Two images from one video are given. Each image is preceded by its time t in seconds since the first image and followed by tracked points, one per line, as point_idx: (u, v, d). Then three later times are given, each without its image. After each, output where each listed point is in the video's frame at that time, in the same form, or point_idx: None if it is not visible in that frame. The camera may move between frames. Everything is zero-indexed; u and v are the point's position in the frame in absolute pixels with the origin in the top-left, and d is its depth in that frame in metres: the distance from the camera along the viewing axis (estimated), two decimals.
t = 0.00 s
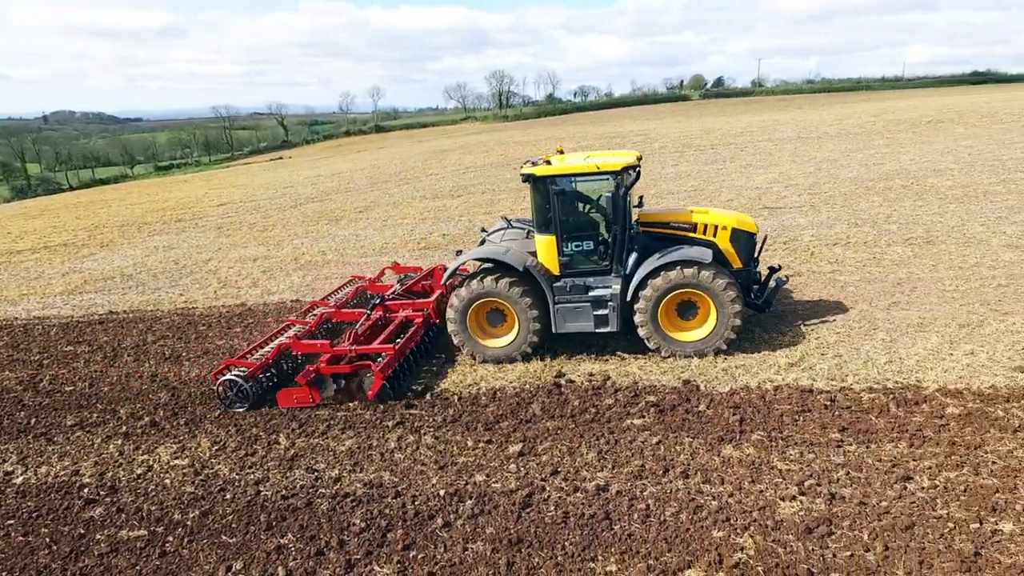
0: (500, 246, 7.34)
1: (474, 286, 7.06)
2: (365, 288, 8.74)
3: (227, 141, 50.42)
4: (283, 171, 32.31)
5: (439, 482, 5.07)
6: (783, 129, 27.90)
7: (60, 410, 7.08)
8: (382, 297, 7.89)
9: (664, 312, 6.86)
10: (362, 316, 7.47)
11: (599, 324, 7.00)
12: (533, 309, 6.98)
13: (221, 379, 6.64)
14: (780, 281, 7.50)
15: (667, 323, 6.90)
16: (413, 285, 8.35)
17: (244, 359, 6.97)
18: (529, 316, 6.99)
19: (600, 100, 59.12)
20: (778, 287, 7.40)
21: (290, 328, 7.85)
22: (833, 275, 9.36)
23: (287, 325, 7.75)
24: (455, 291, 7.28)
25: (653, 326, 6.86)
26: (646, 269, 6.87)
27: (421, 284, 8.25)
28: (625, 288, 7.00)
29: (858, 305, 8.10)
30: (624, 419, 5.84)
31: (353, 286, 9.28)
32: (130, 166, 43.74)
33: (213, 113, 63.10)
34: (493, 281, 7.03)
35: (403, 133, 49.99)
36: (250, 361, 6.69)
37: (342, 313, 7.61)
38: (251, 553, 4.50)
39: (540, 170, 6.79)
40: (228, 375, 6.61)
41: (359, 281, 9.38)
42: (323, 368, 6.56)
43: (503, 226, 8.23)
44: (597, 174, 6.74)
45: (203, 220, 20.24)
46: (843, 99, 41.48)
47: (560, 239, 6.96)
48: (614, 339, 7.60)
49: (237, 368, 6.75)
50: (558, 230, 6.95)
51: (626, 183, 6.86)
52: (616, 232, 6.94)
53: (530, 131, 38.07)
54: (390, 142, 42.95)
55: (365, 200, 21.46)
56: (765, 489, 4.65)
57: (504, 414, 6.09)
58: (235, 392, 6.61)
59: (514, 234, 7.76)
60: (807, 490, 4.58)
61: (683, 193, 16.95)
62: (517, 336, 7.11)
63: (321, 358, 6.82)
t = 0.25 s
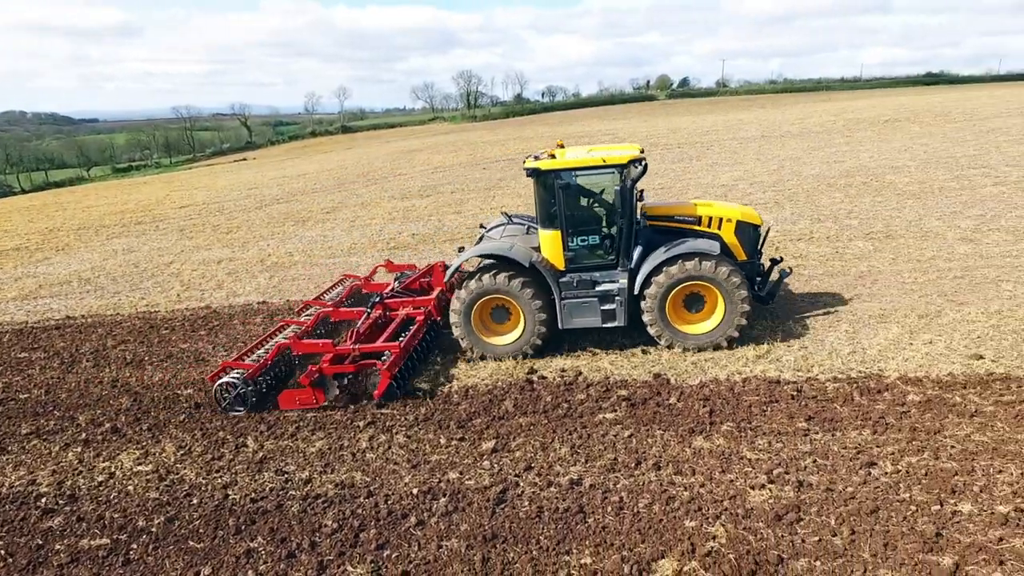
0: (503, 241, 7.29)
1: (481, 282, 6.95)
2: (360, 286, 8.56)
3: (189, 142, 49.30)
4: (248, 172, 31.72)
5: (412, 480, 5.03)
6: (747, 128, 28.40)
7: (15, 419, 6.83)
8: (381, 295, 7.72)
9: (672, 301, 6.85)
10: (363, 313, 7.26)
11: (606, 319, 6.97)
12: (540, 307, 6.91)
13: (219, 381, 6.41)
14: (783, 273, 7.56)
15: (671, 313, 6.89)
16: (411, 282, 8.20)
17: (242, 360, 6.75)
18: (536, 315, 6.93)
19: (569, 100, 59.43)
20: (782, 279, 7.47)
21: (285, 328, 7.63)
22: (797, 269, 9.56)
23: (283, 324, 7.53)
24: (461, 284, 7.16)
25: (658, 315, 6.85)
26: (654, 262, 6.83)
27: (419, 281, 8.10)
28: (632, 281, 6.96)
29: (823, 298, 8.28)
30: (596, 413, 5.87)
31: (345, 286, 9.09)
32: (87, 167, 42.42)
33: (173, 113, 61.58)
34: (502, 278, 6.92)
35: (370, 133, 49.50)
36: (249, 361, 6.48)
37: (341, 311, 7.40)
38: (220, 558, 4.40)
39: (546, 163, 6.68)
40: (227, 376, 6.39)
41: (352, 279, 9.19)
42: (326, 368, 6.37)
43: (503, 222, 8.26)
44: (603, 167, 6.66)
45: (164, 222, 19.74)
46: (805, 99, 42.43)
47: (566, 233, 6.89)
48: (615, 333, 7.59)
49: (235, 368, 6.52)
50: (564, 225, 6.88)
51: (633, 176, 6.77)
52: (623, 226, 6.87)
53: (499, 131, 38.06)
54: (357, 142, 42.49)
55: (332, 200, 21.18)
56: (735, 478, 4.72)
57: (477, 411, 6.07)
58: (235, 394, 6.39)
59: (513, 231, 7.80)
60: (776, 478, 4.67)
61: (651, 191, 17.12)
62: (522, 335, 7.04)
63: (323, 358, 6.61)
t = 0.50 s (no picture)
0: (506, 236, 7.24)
1: (487, 277, 6.89)
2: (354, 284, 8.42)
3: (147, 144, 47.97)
4: (208, 173, 31.01)
5: (384, 479, 4.97)
6: (711, 127, 28.85)
7: None
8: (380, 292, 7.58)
9: (681, 289, 6.84)
10: (364, 311, 7.12)
11: (612, 313, 6.98)
12: (545, 304, 6.89)
13: (218, 382, 6.21)
14: (784, 263, 7.61)
15: (676, 302, 6.88)
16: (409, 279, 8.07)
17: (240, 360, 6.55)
18: (541, 311, 6.91)
19: (535, 100, 59.62)
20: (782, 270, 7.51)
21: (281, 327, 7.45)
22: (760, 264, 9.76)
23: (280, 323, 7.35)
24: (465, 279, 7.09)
25: (663, 302, 6.83)
26: (660, 254, 6.82)
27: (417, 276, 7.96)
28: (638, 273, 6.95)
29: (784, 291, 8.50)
30: (567, 408, 5.89)
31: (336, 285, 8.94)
32: (38, 169, 40.91)
33: (129, 113, 59.82)
34: (508, 273, 6.87)
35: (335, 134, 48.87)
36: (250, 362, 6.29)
37: (341, 310, 7.24)
38: (186, 565, 4.28)
39: (551, 156, 6.65)
40: (227, 377, 6.20)
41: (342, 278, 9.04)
42: (331, 367, 6.22)
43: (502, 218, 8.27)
44: (606, 159, 6.65)
45: (121, 225, 19.17)
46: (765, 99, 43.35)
47: (570, 227, 6.86)
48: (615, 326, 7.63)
49: (234, 369, 6.33)
50: (568, 218, 6.84)
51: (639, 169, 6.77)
52: (627, 218, 6.86)
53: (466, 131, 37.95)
54: (322, 143, 41.91)
55: (297, 201, 20.84)
56: (705, 469, 4.79)
57: (448, 410, 6.04)
58: (234, 396, 6.20)
59: (513, 225, 7.75)
60: (744, 467, 4.75)
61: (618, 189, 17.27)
62: (526, 331, 7.02)
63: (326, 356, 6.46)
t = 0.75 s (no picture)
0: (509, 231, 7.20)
1: (493, 273, 6.83)
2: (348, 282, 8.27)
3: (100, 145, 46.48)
4: (166, 175, 30.21)
5: (355, 480, 4.91)
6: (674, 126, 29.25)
7: None
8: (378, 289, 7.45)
9: (687, 278, 6.88)
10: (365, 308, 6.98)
11: (616, 307, 7.00)
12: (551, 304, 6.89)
13: (218, 384, 6.01)
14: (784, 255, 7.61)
15: (679, 291, 6.92)
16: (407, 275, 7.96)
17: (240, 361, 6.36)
18: (546, 306, 6.89)
19: (500, 100, 59.63)
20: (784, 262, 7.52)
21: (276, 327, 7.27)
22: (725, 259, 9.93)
23: (276, 323, 7.16)
24: (469, 275, 7.02)
25: (667, 289, 6.86)
26: (664, 247, 6.84)
27: (415, 273, 7.85)
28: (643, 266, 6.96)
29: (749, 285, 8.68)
30: (539, 404, 5.90)
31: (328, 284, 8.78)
32: None
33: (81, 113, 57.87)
34: (514, 269, 6.82)
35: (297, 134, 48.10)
36: (252, 362, 6.11)
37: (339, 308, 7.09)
38: (150, 574, 4.16)
39: (555, 149, 6.63)
40: (228, 379, 6.01)
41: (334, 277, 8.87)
42: (336, 366, 6.09)
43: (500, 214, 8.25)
44: (610, 153, 6.63)
45: (74, 229, 18.53)
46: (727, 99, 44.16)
47: (574, 221, 6.84)
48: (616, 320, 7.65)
49: (235, 371, 6.14)
50: (572, 213, 6.83)
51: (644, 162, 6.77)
52: (631, 212, 6.86)
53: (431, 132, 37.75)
54: (284, 144, 41.21)
55: (259, 203, 20.45)
56: (676, 460, 4.85)
57: (419, 408, 5.99)
58: (236, 398, 6.01)
59: (513, 221, 7.73)
60: (714, 458, 4.83)
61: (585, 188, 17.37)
62: (531, 327, 6.98)
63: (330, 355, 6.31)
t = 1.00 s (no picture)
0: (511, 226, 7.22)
1: (498, 266, 6.83)
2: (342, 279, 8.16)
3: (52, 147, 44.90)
4: (123, 177, 29.35)
5: (326, 482, 4.84)
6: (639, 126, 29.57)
7: None
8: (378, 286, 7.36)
9: (694, 268, 6.95)
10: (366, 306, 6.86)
11: (621, 300, 7.02)
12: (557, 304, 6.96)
13: (220, 383, 5.85)
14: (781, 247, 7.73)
15: (683, 281, 6.98)
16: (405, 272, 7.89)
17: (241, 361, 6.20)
18: (550, 299, 6.93)
19: (467, 100, 59.50)
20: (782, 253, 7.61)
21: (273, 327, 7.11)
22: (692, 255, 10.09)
23: (274, 322, 7.01)
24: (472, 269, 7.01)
25: (671, 278, 6.91)
26: (668, 239, 6.91)
27: (414, 269, 7.78)
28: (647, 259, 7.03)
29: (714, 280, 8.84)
30: (511, 401, 5.90)
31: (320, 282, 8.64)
32: None
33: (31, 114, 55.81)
34: (520, 262, 6.83)
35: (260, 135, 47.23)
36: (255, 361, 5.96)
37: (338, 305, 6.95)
38: None
39: (559, 143, 6.66)
40: (230, 378, 5.85)
41: (326, 275, 8.73)
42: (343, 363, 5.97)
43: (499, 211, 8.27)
44: (615, 146, 6.70)
45: (25, 233, 17.86)
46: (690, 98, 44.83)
47: (578, 215, 6.90)
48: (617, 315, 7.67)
49: (237, 370, 5.98)
50: (575, 206, 6.88)
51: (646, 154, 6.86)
52: (634, 205, 6.95)
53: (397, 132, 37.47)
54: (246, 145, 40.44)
55: (220, 205, 20.01)
56: (647, 453, 4.91)
57: (390, 408, 5.93)
58: (239, 398, 5.86)
59: (512, 217, 7.82)
60: (684, 449, 4.90)
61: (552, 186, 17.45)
62: (535, 321, 7.01)
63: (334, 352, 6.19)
